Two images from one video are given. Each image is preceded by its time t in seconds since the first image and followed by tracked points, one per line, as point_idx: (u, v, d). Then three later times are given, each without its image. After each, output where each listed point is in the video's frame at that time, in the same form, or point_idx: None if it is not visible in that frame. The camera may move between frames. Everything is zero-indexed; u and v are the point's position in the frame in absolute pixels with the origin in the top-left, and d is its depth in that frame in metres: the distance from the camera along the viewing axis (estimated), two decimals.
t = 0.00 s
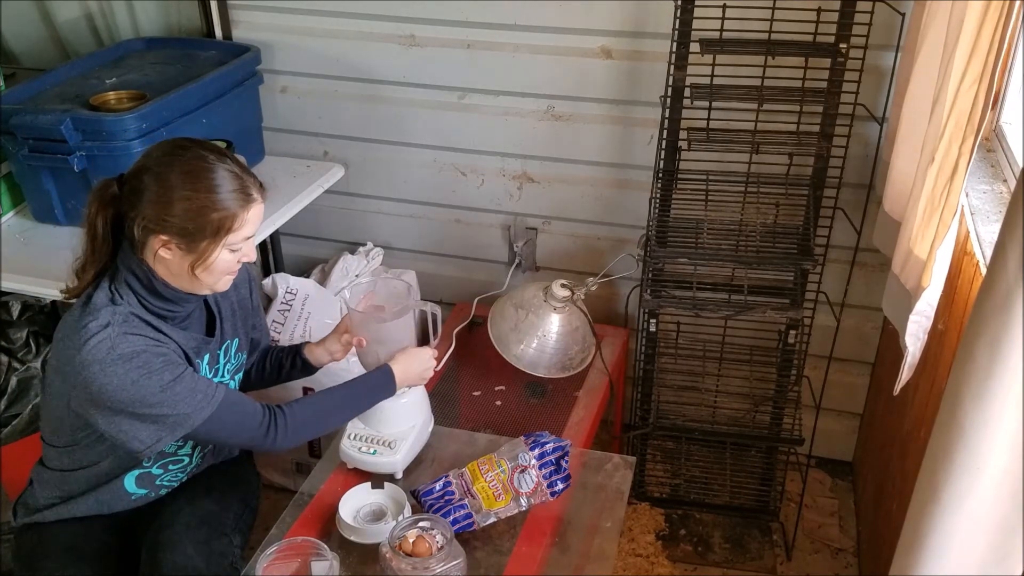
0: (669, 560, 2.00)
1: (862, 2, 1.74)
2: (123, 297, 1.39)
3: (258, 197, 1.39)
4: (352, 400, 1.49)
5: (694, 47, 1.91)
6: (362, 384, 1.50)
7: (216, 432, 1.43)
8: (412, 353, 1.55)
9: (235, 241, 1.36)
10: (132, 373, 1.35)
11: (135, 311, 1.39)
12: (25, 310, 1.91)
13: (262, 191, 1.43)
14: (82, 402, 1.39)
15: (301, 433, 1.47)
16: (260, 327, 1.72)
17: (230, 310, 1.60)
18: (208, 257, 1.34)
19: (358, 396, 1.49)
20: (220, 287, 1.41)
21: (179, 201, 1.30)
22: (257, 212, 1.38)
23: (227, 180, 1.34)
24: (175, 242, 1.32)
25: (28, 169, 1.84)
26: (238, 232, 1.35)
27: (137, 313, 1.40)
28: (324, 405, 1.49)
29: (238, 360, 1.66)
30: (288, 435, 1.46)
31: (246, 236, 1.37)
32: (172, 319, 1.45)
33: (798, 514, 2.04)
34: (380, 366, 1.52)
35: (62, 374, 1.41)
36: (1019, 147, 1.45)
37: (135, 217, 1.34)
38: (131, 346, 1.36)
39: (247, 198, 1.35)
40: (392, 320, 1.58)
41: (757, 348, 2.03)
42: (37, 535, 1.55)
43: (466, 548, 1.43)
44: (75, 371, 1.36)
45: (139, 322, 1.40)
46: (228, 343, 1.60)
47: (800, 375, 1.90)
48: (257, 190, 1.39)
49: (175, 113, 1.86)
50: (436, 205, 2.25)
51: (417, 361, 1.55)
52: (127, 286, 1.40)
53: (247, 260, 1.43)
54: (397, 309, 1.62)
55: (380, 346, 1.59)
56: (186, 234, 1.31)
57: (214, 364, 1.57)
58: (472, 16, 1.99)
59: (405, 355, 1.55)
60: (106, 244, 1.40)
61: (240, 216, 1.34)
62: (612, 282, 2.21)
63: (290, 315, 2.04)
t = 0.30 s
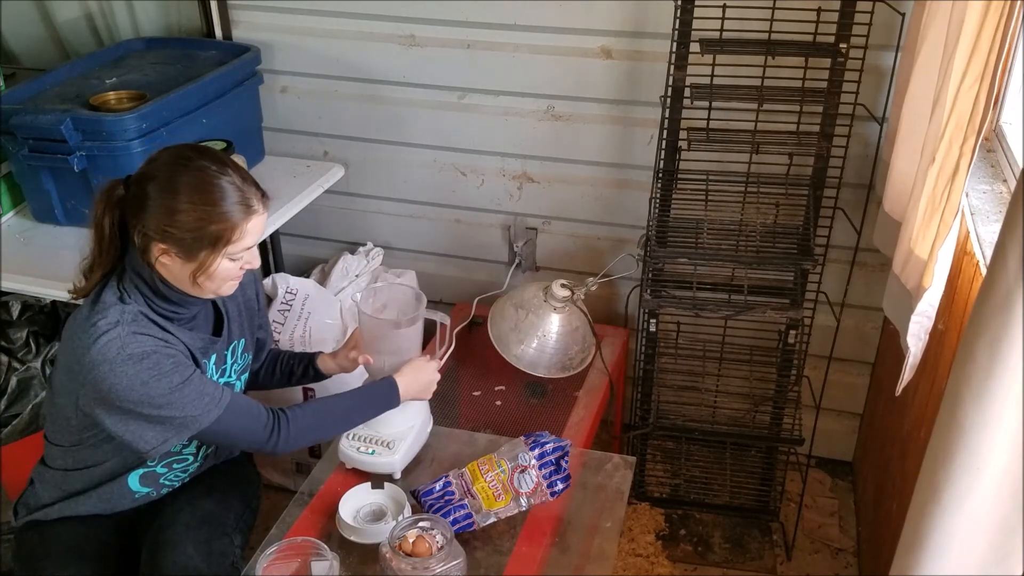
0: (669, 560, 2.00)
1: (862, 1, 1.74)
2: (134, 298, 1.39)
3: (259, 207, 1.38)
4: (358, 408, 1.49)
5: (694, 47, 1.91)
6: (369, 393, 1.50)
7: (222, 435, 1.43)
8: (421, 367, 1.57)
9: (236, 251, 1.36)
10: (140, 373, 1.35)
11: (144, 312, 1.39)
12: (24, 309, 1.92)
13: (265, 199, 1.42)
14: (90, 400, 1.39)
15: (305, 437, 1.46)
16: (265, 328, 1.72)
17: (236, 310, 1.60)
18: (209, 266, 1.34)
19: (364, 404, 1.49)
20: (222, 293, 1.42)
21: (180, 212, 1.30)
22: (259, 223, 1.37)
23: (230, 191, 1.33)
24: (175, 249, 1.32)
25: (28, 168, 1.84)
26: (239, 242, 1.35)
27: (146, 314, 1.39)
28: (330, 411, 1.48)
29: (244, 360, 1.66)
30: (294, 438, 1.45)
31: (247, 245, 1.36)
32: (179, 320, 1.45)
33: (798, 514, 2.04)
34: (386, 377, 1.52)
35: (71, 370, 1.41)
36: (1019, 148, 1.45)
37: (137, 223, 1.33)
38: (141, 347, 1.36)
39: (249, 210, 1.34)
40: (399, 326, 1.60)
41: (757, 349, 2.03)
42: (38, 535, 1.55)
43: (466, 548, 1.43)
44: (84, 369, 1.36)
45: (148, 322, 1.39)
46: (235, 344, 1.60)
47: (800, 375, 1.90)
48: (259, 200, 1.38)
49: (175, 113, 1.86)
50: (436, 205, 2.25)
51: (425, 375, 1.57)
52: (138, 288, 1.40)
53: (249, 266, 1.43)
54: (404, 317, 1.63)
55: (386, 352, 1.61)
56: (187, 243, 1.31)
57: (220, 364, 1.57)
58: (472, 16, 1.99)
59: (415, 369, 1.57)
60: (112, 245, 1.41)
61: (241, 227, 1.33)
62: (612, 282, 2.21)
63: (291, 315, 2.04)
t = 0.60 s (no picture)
0: (669, 560, 2.00)
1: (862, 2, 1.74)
2: (138, 296, 1.39)
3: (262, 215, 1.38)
4: (354, 404, 1.49)
5: (694, 47, 1.91)
6: (362, 386, 1.50)
7: (223, 433, 1.43)
8: (413, 356, 1.55)
9: (235, 258, 1.36)
10: (143, 369, 1.35)
11: (147, 309, 1.40)
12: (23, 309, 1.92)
13: (268, 205, 1.42)
14: (92, 397, 1.39)
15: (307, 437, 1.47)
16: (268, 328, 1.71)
17: (239, 310, 1.60)
18: (208, 272, 1.34)
19: (359, 398, 1.49)
20: (223, 296, 1.42)
21: (182, 218, 1.30)
22: (259, 231, 1.36)
23: (232, 199, 1.32)
24: (174, 254, 1.32)
25: (28, 168, 1.84)
26: (239, 250, 1.35)
27: (149, 312, 1.40)
28: (326, 408, 1.48)
29: (246, 361, 1.66)
30: (295, 438, 1.46)
31: (247, 253, 1.36)
32: (183, 320, 1.45)
33: (798, 514, 2.04)
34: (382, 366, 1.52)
35: (72, 367, 1.41)
36: (1019, 147, 1.45)
37: (140, 226, 1.33)
38: (143, 343, 1.36)
39: (250, 218, 1.34)
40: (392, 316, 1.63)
41: (757, 349, 2.02)
42: (38, 535, 1.55)
43: (466, 548, 1.43)
44: (86, 365, 1.36)
45: (151, 319, 1.40)
46: (238, 344, 1.60)
47: (800, 375, 1.90)
48: (261, 208, 1.38)
49: (175, 113, 1.86)
50: (436, 206, 2.25)
51: (419, 362, 1.55)
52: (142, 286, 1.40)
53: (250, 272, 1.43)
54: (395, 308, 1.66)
55: (381, 344, 1.63)
56: (186, 248, 1.31)
57: (223, 363, 1.57)
58: (472, 16, 1.99)
59: (409, 357, 1.55)
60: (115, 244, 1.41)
61: (241, 235, 1.33)
62: (612, 282, 2.21)
63: (291, 315, 2.04)
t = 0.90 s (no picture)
0: (669, 560, 2.00)
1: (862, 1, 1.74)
2: (142, 297, 1.39)
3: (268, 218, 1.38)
4: (350, 415, 1.50)
5: (694, 47, 1.91)
6: (361, 396, 1.51)
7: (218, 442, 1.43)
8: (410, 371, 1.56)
9: (241, 261, 1.36)
10: (144, 375, 1.35)
11: (151, 312, 1.39)
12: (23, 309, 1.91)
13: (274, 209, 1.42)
14: (92, 396, 1.38)
15: (301, 447, 1.47)
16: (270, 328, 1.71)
17: (242, 310, 1.60)
18: (213, 275, 1.34)
19: (357, 408, 1.50)
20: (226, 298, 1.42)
21: (188, 221, 1.30)
22: (265, 235, 1.37)
23: (238, 204, 1.33)
24: (178, 256, 1.32)
25: (28, 168, 1.84)
26: (244, 253, 1.35)
27: (153, 315, 1.39)
28: (323, 417, 1.49)
29: (249, 361, 1.66)
30: (290, 449, 1.46)
31: (253, 256, 1.37)
32: (184, 321, 1.44)
33: (798, 514, 2.04)
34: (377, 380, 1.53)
35: (74, 366, 1.41)
36: (1019, 147, 1.45)
37: (145, 227, 1.33)
38: (146, 348, 1.36)
39: (256, 222, 1.34)
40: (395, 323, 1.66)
41: (757, 348, 2.02)
42: (38, 535, 1.55)
43: (466, 548, 1.43)
44: (88, 365, 1.36)
45: (155, 321, 1.39)
46: (240, 344, 1.60)
47: (800, 375, 1.90)
48: (266, 212, 1.38)
49: (175, 113, 1.86)
50: (436, 206, 2.25)
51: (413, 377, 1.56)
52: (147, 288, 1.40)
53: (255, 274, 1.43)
54: (399, 313, 1.71)
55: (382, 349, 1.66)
56: (192, 251, 1.31)
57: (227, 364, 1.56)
58: (472, 16, 1.99)
59: (405, 370, 1.56)
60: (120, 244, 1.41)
61: (247, 239, 1.34)
62: (612, 282, 2.21)
63: (291, 315, 2.04)
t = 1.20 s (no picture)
0: (669, 560, 2.01)
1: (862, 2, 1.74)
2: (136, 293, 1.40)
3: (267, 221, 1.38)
4: (314, 450, 1.48)
5: (694, 47, 1.91)
6: (329, 432, 1.49)
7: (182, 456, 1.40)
8: (385, 416, 1.53)
9: (240, 263, 1.36)
10: (120, 372, 1.33)
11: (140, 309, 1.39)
12: (23, 309, 1.91)
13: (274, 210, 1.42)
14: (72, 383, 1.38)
15: (257, 476, 1.45)
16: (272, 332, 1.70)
17: (241, 311, 1.59)
18: (213, 277, 1.34)
19: (321, 442, 1.48)
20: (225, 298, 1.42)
21: (187, 224, 1.30)
22: (264, 238, 1.37)
23: (238, 206, 1.33)
24: (177, 258, 1.32)
25: (28, 169, 1.84)
26: (243, 256, 1.35)
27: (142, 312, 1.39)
28: (286, 448, 1.48)
29: (248, 364, 1.65)
30: (245, 476, 1.44)
31: (253, 258, 1.37)
32: (182, 319, 1.45)
33: (798, 514, 2.04)
34: (346, 420, 1.51)
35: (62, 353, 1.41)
36: (1019, 148, 1.45)
37: (143, 228, 1.33)
38: (131, 344, 1.35)
39: (255, 224, 1.34)
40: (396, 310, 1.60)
41: (757, 348, 2.02)
42: (38, 535, 1.55)
43: (466, 548, 1.43)
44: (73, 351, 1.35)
45: (145, 317, 1.39)
46: (238, 346, 1.59)
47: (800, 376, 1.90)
48: (266, 213, 1.38)
49: (175, 113, 1.86)
50: (436, 206, 2.25)
51: (389, 422, 1.53)
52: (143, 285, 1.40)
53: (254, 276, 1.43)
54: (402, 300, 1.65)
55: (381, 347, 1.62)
56: (191, 253, 1.31)
57: (222, 366, 1.55)
58: (472, 16, 1.99)
59: (379, 414, 1.53)
60: (117, 244, 1.41)
61: (247, 241, 1.34)
62: (612, 282, 2.21)
63: (291, 315, 2.04)
